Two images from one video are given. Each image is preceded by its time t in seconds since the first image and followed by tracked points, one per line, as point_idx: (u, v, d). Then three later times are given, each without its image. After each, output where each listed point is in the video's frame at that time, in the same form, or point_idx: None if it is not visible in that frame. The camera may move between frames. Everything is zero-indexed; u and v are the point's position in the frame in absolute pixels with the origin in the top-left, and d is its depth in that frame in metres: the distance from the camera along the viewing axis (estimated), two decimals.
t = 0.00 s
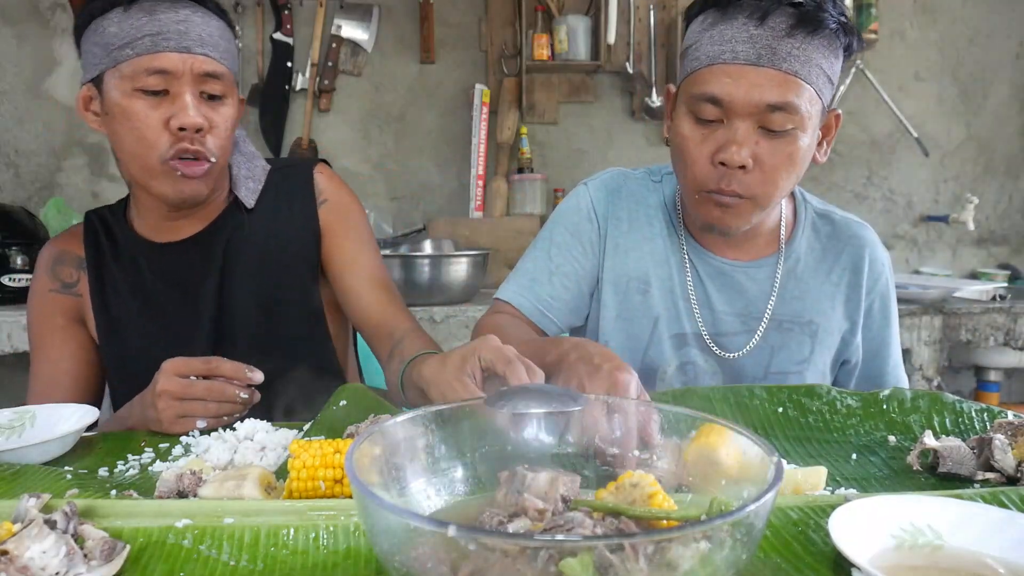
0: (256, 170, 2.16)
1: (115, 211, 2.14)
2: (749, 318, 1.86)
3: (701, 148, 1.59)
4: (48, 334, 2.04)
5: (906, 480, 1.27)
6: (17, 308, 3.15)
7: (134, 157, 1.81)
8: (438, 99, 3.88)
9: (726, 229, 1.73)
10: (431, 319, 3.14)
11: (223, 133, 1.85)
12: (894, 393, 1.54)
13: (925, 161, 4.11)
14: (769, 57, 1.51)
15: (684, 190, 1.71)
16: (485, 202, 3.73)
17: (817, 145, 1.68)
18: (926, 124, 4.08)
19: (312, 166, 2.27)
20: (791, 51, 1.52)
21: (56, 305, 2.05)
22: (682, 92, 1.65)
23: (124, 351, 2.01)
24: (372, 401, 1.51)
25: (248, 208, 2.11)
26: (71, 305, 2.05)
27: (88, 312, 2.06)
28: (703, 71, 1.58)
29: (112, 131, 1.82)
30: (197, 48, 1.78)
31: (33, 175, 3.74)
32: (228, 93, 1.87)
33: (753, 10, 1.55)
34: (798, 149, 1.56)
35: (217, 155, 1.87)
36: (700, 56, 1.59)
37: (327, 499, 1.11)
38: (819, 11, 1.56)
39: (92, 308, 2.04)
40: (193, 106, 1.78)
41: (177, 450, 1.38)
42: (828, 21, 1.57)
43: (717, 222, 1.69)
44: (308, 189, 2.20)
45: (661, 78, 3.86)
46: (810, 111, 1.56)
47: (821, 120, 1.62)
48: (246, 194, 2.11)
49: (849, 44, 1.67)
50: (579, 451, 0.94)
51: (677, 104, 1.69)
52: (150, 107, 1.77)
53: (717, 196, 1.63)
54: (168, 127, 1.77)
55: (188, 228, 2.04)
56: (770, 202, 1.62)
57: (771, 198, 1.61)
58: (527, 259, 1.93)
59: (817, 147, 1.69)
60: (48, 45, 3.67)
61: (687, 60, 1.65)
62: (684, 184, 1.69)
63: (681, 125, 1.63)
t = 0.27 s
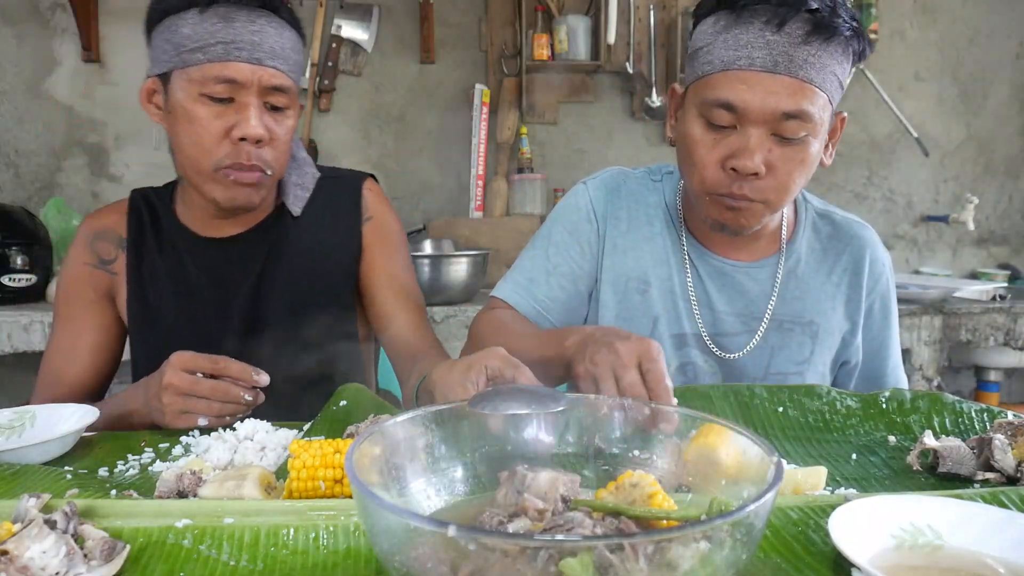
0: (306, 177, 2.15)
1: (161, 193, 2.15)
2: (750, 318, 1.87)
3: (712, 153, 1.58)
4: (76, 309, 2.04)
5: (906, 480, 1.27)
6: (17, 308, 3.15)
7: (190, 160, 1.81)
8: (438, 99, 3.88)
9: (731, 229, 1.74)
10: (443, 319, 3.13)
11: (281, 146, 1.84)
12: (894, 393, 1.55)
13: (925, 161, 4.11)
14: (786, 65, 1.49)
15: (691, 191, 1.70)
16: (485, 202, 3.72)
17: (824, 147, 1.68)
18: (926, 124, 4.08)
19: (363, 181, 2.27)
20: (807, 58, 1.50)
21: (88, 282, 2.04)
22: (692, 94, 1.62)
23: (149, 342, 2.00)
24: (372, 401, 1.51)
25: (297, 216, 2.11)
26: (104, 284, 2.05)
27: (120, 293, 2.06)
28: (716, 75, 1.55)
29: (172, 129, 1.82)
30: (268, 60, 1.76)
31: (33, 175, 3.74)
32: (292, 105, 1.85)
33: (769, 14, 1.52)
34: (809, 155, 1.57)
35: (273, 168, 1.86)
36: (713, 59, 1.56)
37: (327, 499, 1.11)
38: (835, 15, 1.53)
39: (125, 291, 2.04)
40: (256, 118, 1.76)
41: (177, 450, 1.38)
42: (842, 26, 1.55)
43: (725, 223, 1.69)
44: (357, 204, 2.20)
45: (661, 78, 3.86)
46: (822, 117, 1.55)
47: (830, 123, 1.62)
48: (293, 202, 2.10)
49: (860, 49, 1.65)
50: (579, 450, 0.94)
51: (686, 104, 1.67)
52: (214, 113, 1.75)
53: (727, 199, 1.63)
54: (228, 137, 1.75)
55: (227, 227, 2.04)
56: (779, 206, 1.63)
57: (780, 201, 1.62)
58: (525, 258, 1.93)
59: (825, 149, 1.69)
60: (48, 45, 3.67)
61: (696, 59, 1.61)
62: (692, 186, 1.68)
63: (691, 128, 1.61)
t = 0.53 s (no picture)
0: (366, 193, 2.06)
1: (228, 170, 2.17)
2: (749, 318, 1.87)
3: (722, 159, 1.57)
4: (113, 255, 2.02)
5: (905, 479, 1.27)
6: (17, 308, 3.15)
7: (252, 161, 1.82)
8: (438, 99, 3.88)
9: (735, 234, 1.73)
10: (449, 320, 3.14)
11: (342, 159, 1.83)
12: (893, 394, 1.55)
13: (925, 161, 4.11)
14: (799, 73, 1.49)
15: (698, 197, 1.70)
16: (485, 202, 3.72)
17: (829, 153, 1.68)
18: (926, 124, 4.08)
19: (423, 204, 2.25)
20: (819, 66, 1.50)
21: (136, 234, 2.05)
22: (700, 99, 1.62)
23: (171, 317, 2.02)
24: (372, 402, 1.52)
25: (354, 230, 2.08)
26: (151, 244, 2.06)
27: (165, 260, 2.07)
28: (726, 82, 1.55)
29: (241, 128, 1.83)
30: (340, 74, 1.74)
31: (33, 176, 3.74)
32: (359, 119, 1.83)
33: (781, 21, 1.52)
34: (817, 161, 1.57)
35: (331, 179, 1.85)
36: (723, 65, 1.55)
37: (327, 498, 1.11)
38: (845, 23, 1.54)
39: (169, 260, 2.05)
40: (320, 128, 1.76)
41: (177, 450, 1.38)
42: (850, 35, 1.55)
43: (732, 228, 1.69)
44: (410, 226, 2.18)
45: (661, 78, 3.87)
46: (830, 124, 1.56)
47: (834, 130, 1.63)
48: (352, 218, 2.06)
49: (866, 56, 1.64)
50: (579, 450, 0.94)
51: (693, 110, 1.66)
52: (280, 120, 1.76)
53: (738, 207, 1.62)
54: (290, 144, 1.76)
55: (282, 230, 2.03)
56: (786, 212, 1.63)
57: (788, 207, 1.62)
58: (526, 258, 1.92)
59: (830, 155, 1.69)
60: (49, 45, 3.67)
61: (704, 65, 1.61)
62: (700, 192, 1.68)
63: (701, 134, 1.61)
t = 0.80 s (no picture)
0: (412, 216, 2.02)
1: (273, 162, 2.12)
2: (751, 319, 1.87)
3: (734, 159, 1.58)
4: (144, 213, 1.93)
5: (906, 479, 1.27)
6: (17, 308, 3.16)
7: (298, 168, 1.77)
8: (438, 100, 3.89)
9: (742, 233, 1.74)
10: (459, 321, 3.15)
11: (387, 173, 1.75)
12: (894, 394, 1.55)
13: (925, 161, 4.11)
14: (810, 71, 1.48)
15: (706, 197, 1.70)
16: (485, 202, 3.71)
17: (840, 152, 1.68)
18: (926, 124, 4.08)
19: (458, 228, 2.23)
20: (830, 65, 1.50)
21: (177, 203, 1.98)
22: (708, 99, 1.61)
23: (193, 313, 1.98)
24: (373, 402, 1.52)
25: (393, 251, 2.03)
26: (187, 220, 1.99)
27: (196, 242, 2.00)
28: (735, 82, 1.54)
29: (293, 134, 1.79)
30: (390, 88, 1.69)
31: (33, 176, 3.74)
32: (409, 136, 1.77)
33: (791, 20, 1.51)
34: (826, 160, 1.57)
35: (374, 195, 1.78)
36: (733, 65, 1.55)
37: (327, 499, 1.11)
38: (855, 22, 1.53)
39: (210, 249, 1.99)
40: (367, 141, 1.70)
41: (177, 450, 1.38)
42: (862, 34, 1.54)
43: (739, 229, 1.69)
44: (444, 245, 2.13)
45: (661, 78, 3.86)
46: (841, 123, 1.56)
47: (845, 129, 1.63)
48: (393, 237, 2.01)
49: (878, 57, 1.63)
50: (579, 451, 0.94)
51: (701, 109, 1.66)
52: (329, 129, 1.71)
53: (749, 208, 1.62)
54: (335, 154, 1.70)
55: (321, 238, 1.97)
56: (796, 212, 1.63)
57: (797, 206, 1.63)
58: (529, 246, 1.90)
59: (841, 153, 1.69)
60: (49, 45, 3.67)
61: (713, 65, 1.60)
62: (708, 192, 1.68)
63: (710, 134, 1.61)
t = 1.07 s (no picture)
0: (425, 234, 2.03)
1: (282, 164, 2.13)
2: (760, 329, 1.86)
3: (739, 174, 1.51)
4: (154, 206, 1.88)
5: (906, 479, 1.27)
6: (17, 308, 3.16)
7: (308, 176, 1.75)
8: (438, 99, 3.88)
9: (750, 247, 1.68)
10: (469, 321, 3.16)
11: (396, 188, 1.72)
12: (894, 393, 1.54)
13: (925, 161, 4.11)
14: (821, 84, 1.41)
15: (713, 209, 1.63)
16: (485, 202, 3.70)
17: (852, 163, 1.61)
18: (927, 124, 4.08)
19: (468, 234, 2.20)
20: (843, 77, 1.43)
21: (187, 205, 1.94)
22: (716, 108, 1.55)
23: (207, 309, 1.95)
24: (374, 402, 1.51)
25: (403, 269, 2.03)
26: (197, 224, 1.96)
27: (204, 246, 1.98)
28: (744, 92, 1.48)
29: (304, 141, 1.76)
30: (404, 102, 1.67)
31: (33, 176, 3.74)
32: (421, 152, 1.74)
33: (803, 30, 1.44)
34: (837, 175, 1.50)
35: (381, 208, 1.74)
36: (740, 75, 1.48)
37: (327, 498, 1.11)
38: (872, 32, 1.46)
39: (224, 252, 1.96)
40: (376, 155, 1.67)
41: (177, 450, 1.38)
42: (878, 43, 1.47)
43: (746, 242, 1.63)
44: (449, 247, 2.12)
45: (661, 78, 3.86)
46: (853, 137, 1.48)
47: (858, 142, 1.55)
48: (404, 257, 2.02)
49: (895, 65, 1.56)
50: (579, 450, 0.94)
51: (709, 118, 1.59)
52: (339, 139, 1.68)
53: (755, 224, 1.56)
54: (343, 166, 1.68)
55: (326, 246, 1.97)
56: (805, 228, 1.57)
57: (807, 222, 1.56)
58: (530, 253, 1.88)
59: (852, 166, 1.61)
60: (49, 45, 3.67)
61: (721, 73, 1.54)
62: (715, 205, 1.61)
63: (716, 146, 1.54)
